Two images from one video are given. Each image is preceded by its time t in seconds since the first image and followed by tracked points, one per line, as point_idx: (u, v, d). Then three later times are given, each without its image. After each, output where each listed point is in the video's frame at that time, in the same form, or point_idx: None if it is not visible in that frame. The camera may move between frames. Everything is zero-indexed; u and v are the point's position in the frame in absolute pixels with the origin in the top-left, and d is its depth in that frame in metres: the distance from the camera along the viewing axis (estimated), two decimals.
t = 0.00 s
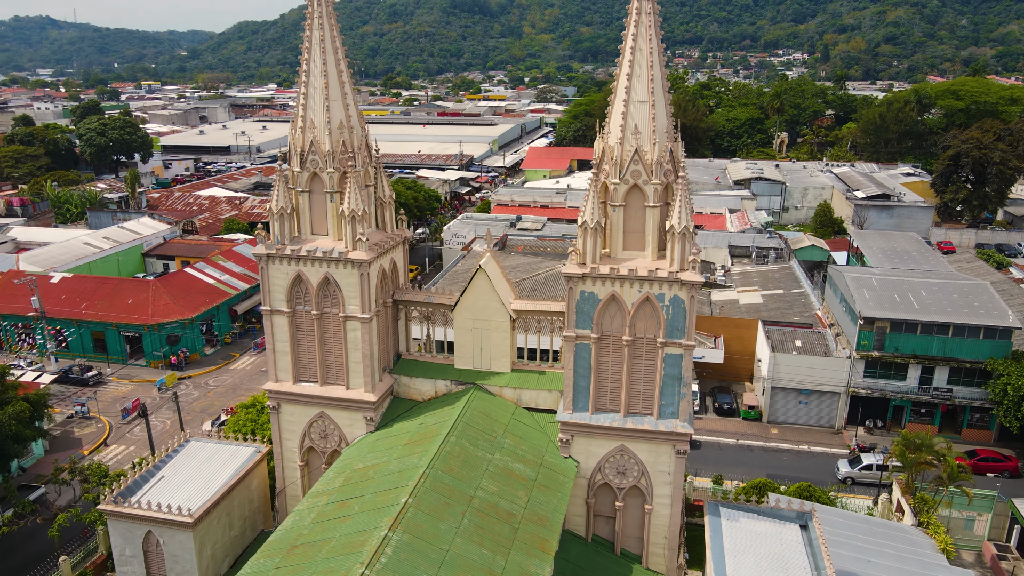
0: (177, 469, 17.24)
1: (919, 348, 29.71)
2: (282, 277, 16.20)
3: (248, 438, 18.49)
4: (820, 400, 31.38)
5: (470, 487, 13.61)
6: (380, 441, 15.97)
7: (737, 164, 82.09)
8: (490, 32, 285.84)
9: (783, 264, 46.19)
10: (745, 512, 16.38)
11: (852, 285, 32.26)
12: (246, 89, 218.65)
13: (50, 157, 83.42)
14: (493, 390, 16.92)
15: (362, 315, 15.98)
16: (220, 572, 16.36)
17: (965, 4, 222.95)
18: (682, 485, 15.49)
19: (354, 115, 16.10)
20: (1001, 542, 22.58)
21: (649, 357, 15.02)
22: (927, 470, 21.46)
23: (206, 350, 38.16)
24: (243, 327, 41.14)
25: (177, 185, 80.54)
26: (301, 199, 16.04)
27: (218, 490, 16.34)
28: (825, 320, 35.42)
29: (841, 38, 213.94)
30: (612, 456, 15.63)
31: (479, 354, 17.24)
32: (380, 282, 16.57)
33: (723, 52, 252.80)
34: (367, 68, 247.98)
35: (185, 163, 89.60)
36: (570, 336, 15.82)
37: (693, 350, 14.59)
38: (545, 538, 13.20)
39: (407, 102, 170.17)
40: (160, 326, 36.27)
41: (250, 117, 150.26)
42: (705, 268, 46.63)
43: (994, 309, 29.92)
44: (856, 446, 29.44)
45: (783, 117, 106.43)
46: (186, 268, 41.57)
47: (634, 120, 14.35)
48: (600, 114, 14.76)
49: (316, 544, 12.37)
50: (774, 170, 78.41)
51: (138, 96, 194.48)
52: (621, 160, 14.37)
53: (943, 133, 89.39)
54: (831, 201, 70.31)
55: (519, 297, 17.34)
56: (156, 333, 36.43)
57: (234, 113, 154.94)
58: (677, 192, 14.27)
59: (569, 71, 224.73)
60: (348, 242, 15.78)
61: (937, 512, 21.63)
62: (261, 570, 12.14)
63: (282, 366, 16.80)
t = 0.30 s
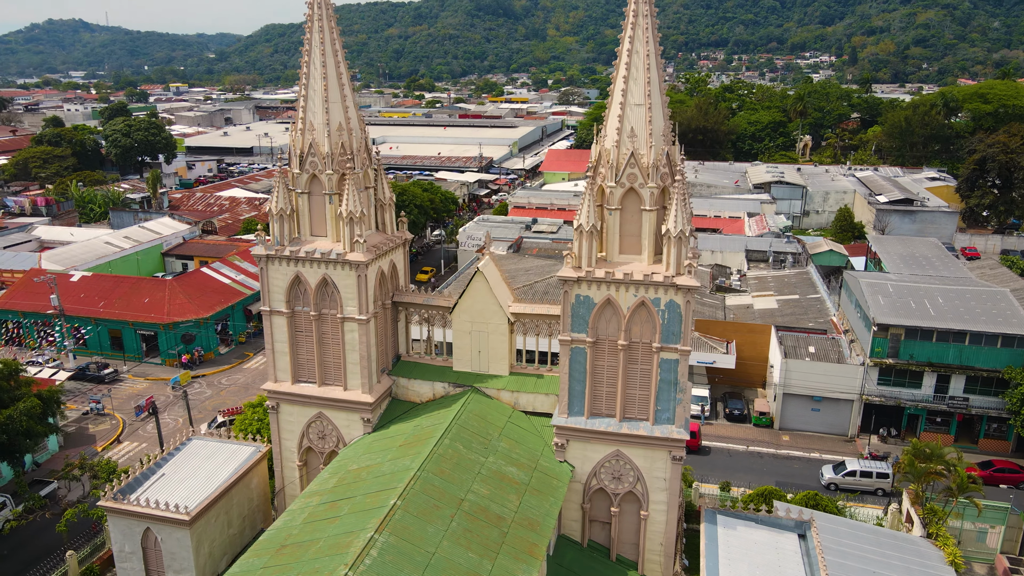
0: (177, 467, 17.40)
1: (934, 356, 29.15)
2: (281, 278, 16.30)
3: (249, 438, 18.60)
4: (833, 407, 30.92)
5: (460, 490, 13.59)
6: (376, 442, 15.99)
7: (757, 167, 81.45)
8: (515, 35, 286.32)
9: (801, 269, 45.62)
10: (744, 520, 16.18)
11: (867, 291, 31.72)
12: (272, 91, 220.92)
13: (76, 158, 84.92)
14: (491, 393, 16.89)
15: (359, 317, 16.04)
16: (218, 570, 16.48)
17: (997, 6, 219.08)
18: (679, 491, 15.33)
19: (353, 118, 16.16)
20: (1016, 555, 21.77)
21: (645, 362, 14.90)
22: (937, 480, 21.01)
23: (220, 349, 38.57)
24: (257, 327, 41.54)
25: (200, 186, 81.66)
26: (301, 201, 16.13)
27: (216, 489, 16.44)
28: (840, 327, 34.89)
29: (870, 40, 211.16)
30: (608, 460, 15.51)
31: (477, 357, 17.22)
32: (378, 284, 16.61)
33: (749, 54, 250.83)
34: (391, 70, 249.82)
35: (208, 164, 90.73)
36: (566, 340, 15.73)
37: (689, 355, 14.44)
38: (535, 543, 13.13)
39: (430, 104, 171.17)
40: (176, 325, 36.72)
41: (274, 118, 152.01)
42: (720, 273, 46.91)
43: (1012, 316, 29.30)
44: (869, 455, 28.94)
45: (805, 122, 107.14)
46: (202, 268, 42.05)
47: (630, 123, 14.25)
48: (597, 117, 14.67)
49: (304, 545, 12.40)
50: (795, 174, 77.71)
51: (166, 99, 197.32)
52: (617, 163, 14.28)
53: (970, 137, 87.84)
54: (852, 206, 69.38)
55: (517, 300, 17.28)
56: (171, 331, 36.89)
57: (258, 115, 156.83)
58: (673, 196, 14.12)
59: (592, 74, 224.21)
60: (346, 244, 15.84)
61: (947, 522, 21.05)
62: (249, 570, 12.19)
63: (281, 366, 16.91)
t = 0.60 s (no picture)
0: (179, 464, 17.59)
1: (951, 364, 28.54)
2: (281, 279, 16.42)
3: (250, 436, 18.76)
4: (846, 415, 30.47)
5: (450, 492, 13.57)
6: (372, 443, 16.04)
7: (779, 171, 80.62)
8: (540, 37, 286.33)
9: (819, 274, 44.99)
10: (740, 527, 16.02)
11: (883, 297, 31.15)
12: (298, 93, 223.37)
13: (104, 158, 86.46)
14: (489, 396, 16.86)
15: (357, 317, 16.09)
16: (216, 567, 16.65)
17: None
18: (674, 498, 15.18)
19: (353, 119, 16.25)
20: None
21: (640, 367, 14.78)
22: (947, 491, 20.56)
23: (235, 348, 38.95)
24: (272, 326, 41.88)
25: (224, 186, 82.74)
26: (301, 202, 16.24)
27: (215, 487, 16.61)
28: (857, 333, 34.32)
29: (901, 42, 207.88)
30: (603, 465, 15.39)
31: (475, 359, 17.19)
32: (377, 285, 16.66)
33: (777, 56, 248.30)
34: (417, 72, 251.37)
35: (232, 165, 91.86)
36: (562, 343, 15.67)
37: (685, 360, 14.30)
38: (523, 546, 13.06)
39: (454, 106, 171.96)
40: (192, 324, 37.21)
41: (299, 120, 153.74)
42: (737, 277, 47.25)
43: None
44: (883, 464, 28.41)
45: (830, 125, 106.60)
46: (219, 268, 42.54)
47: (626, 126, 14.14)
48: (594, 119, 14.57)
49: (291, 544, 12.49)
50: (818, 177, 76.80)
51: (195, 100, 200.50)
52: (613, 166, 14.17)
53: (1000, 140, 86.05)
54: (876, 211, 68.29)
55: (516, 303, 17.23)
56: (187, 330, 37.39)
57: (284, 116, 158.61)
58: (669, 199, 13.99)
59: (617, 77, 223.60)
60: (344, 245, 15.91)
61: (956, 535, 20.46)
62: (237, 567, 12.29)
63: (281, 366, 17.04)
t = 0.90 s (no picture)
0: (179, 461, 17.78)
1: (967, 371, 27.98)
2: (280, 278, 16.54)
3: (251, 434, 18.91)
4: (860, 422, 29.99)
5: (440, 493, 13.56)
6: (367, 443, 16.07)
7: (801, 174, 79.75)
8: (565, 38, 286.19)
9: (837, 278, 44.40)
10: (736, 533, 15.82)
11: (898, 303, 30.63)
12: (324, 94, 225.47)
13: (129, 158, 87.90)
14: (485, 397, 16.85)
15: (353, 317, 16.15)
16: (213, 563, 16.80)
17: None
18: (668, 503, 15.02)
19: (352, 121, 16.34)
20: None
21: (634, 370, 14.66)
22: (955, 501, 20.09)
23: (249, 346, 39.33)
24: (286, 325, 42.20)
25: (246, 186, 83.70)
26: (300, 203, 16.36)
27: (213, 483, 16.77)
28: (872, 339, 33.78)
29: (932, 43, 204.51)
30: (597, 468, 15.29)
31: (473, 361, 17.17)
32: (374, 285, 16.72)
33: (805, 57, 245.56)
34: (441, 74, 252.55)
35: (255, 165, 92.93)
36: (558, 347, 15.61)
37: (678, 364, 14.16)
38: (511, 549, 13.01)
39: (477, 107, 172.55)
40: (207, 322, 37.65)
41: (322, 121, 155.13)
42: (754, 281, 47.42)
43: None
44: (896, 472, 27.91)
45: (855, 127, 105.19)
46: (236, 267, 43.00)
47: (621, 127, 14.05)
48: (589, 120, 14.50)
49: (279, 542, 12.55)
50: (841, 180, 75.81)
51: (222, 101, 203.30)
52: (607, 168, 14.08)
53: None
54: (899, 214, 67.24)
55: (514, 304, 17.20)
56: (202, 328, 37.83)
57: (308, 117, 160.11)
58: (664, 202, 13.85)
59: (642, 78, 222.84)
60: (341, 245, 15.99)
61: (965, 546, 19.97)
62: (225, 564, 12.37)
63: (279, 364, 17.16)
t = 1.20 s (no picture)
0: (180, 456, 17.97)
1: (983, 378, 27.42)
2: (278, 277, 16.66)
3: (251, 431, 19.06)
4: (872, 428, 29.51)
5: (428, 493, 13.54)
6: (362, 442, 16.10)
7: (824, 175, 78.77)
8: (590, 39, 285.48)
9: (855, 281, 43.78)
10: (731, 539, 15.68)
11: (913, 307, 30.08)
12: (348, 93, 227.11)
13: (154, 157, 89.25)
14: (481, 398, 16.83)
15: (350, 316, 16.24)
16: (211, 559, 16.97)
17: None
18: (661, 506, 14.87)
19: (350, 120, 16.42)
20: None
21: (628, 372, 14.55)
22: (963, 510, 19.67)
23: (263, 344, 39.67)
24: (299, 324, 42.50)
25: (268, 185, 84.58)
26: (298, 202, 16.46)
27: (210, 479, 16.93)
28: (887, 343, 33.23)
29: (964, 43, 200.93)
30: (590, 471, 15.20)
31: (469, 361, 17.15)
32: (372, 285, 16.77)
33: (833, 57, 242.53)
34: (466, 74, 253.29)
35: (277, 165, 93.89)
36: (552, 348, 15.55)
37: (671, 367, 14.04)
38: (497, 550, 12.98)
39: (499, 107, 172.74)
40: (221, 319, 38.05)
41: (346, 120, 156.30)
42: (770, 282, 46.84)
43: None
44: (909, 479, 27.43)
45: (881, 129, 103.65)
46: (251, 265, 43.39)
47: (615, 127, 13.94)
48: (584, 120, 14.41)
49: (266, 539, 12.63)
50: (864, 182, 74.75)
51: (248, 101, 205.70)
52: (601, 169, 13.98)
53: None
54: (923, 217, 66.14)
55: (511, 304, 17.12)
56: (217, 326, 38.24)
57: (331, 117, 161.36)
58: (658, 203, 13.72)
59: (667, 79, 221.48)
60: (338, 245, 16.07)
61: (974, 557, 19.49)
62: (213, 559, 12.46)
63: (278, 362, 17.28)
